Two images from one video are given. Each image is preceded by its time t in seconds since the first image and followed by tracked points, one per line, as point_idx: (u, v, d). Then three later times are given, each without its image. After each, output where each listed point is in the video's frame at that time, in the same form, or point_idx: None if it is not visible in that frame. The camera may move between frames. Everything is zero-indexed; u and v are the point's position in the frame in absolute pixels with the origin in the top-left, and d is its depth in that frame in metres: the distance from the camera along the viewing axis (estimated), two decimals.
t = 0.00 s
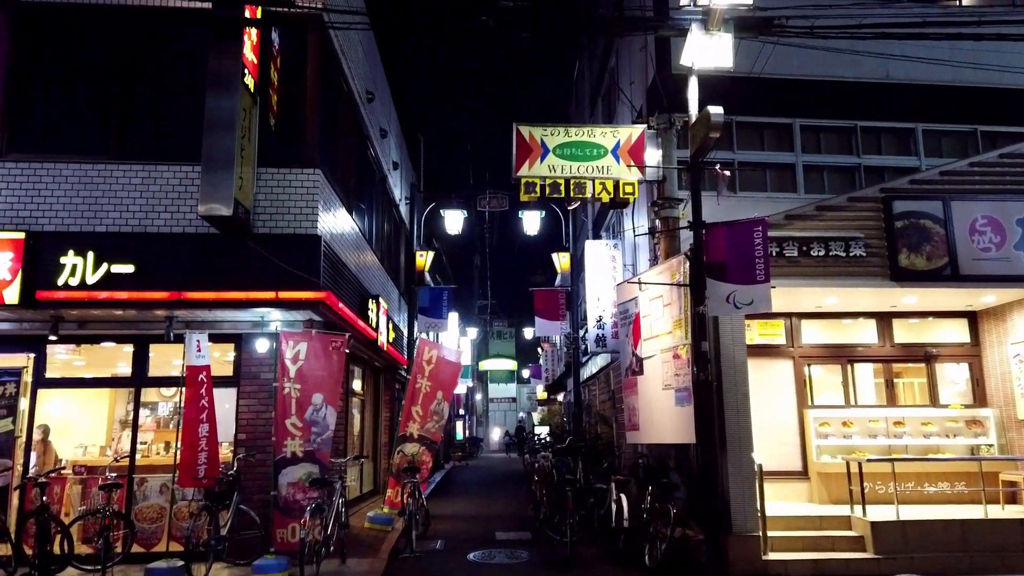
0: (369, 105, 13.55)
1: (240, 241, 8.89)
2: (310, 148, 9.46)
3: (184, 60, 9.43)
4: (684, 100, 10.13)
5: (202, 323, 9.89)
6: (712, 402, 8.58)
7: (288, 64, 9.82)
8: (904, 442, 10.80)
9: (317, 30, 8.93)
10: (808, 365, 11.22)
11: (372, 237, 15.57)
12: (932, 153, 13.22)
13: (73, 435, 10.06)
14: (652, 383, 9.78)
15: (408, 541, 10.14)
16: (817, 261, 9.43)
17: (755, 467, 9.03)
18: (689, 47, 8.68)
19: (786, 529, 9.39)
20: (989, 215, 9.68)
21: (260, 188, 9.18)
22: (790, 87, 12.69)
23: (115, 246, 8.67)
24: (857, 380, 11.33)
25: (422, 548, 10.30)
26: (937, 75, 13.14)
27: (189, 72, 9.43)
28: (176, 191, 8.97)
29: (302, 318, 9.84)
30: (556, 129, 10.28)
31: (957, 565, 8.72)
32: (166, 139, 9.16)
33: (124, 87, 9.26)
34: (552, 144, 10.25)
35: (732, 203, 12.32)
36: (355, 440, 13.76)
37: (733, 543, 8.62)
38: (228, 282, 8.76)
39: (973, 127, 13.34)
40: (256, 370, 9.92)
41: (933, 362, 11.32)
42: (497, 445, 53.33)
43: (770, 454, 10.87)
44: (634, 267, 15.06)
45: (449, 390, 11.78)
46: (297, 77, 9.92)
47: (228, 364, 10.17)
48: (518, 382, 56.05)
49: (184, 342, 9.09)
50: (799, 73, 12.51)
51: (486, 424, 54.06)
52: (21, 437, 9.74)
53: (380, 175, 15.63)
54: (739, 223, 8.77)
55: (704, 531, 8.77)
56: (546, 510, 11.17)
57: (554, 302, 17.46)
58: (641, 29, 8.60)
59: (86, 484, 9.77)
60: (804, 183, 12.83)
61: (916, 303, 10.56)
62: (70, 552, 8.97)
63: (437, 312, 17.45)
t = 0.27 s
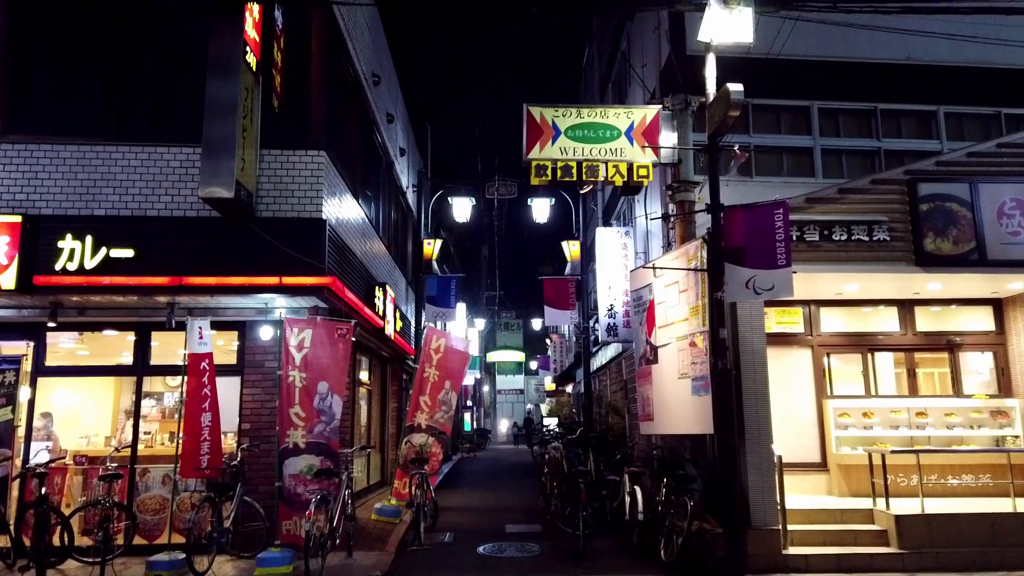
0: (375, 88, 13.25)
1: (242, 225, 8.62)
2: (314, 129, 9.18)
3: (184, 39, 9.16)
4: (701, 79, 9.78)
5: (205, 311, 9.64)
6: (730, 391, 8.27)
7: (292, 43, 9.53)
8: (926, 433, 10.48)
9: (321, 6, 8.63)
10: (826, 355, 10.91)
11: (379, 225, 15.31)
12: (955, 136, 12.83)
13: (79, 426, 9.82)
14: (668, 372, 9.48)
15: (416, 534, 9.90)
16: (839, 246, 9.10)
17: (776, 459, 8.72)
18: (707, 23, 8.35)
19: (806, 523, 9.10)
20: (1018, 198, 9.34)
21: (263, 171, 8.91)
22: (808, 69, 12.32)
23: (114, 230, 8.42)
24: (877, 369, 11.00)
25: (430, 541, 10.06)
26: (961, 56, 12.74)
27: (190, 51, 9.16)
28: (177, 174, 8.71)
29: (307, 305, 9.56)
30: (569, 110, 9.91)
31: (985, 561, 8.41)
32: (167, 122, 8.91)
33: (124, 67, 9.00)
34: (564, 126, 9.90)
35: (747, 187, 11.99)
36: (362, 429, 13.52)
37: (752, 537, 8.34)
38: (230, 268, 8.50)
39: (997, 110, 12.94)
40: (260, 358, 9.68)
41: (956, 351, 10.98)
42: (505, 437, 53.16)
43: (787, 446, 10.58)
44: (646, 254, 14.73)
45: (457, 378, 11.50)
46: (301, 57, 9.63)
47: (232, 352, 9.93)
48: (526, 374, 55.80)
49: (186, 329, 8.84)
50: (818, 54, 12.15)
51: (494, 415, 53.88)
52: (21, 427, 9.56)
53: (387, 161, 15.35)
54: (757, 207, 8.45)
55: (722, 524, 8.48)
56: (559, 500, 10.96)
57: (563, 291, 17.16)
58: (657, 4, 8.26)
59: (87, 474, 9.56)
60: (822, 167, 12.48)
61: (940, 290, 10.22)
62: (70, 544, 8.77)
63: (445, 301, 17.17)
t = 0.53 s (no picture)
0: (377, 75, 12.91)
1: (238, 213, 8.30)
2: (313, 115, 8.85)
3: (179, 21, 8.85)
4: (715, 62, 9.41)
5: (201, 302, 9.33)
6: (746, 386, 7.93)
7: (290, 26, 9.20)
8: (946, 430, 10.14)
9: None
10: (842, 349, 10.56)
11: (381, 216, 15.00)
12: (974, 123, 12.44)
13: (81, 421, 9.58)
14: (680, 366, 9.13)
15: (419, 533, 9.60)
16: (859, 235, 8.75)
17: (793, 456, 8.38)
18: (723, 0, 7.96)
19: (823, 523, 8.77)
20: None
21: (259, 157, 8.59)
22: (824, 53, 11.93)
23: (105, 219, 8.12)
24: (895, 363, 10.64)
25: (434, 540, 9.76)
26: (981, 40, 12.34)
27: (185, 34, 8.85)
28: (170, 160, 8.39)
29: (306, 297, 9.24)
30: (577, 94, 9.57)
31: (1011, 563, 8.07)
32: (160, 106, 8.59)
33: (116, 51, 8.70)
34: (572, 111, 9.56)
35: (760, 176, 11.63)
36: (364, 426, 13.23)
37: (768, 539, 8.00)
38: (226, 258, 8.18)
39: (1018, 96, 12.54)
40: (258, 352, 9.38)
41: (977, 344, 10.62)
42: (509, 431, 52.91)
43: (802, 442, 10.25)
44: (655, 245, 14.38)
45: (462, 373, 11.18)
46: (299, 40, 9.30)
47: (229, 345, 9.63)
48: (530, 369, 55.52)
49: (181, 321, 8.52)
50: (834, 38, 11.77)
51: (498, 410, 53.61)
52: (12, 423, 9.27)
53: (389, 151, 15.01)
54: (774, 194, 8.08)
55: (737, 525, 8.12)
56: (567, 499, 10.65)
57: (570, 284, 16.83)
58: None
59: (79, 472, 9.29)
60: (837, 155, 12.12)
61: (961, 282, 9.86)
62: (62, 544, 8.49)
63: (450, 294, 16.86)
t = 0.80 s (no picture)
0: (373, 57, 12.52)
1: (225, 195, 7.93)
2: (304, 93, 8.47)
3: None
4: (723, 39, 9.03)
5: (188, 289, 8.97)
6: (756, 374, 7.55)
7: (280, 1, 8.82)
8: (962, 422, 9.78)
9: None
10: (854, 338, 10.20)
11: (379, 204, 14.64)
12: (989, 107, 12.05)
13: (74, 413, 9.26)
14: (687, 356, 8.76)
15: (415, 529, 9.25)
16: (874, 218, 8.39)
17: (805, 448, 8.02)
18: None
19: (836, 518, 8.42)
20: None
21: (247, 136, 8.21)
22: (834, 34, 11.54)
23: (86, 201, 7.75)
24: (908, 353, 10.28)
25: (431, 536, 9.42)
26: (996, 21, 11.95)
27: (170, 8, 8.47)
28: (154, 139, 8.02)
29: (297, 284, 8.88)
30: (580, 73, 9.19)
31: None
32: (144, 84, 8.21)
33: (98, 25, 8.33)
34: (575, 90, 9.18)
35: (768, 161, 11.24)
36: (360, 419, 12.89)
37: (780, 535, 7.66)
38: (213, 242, 7.82)
39: None
40: (249, 341, 9.03)
41: (994, 334, 10.25)
42: (510, 426, 52.63)
43: (812, 435, 9.91)
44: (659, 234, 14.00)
45: (460, 364, 10.83)
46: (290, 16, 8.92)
47: (218, 335, 9.28)
48: (531, 363, 55.21)
49: (166, 308, 8.15)
50: (845, 17, 11.38)
51: (499, 405, 53.32)
52: None
53: (387, 137, 14.63)
54: (786, 174, 7.72)
55: (747, 521, 7.79)
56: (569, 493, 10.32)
57: (571, 274, 16.46)
58: None
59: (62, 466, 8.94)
60: (848, 140, 11.75)
61: (978, 268, 9.49)
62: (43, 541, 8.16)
63: (449, 284, 16.51)
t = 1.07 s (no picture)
0: (368, 45, 12.12)
1: (211, 185, 7.57)
2: (294, 78, 8.09)
3: None
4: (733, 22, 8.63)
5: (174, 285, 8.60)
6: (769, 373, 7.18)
7: None
8: (980, 422, 9.43)
9: None
10: (868, 335, 9.83)
11: (376, 198, 14.27)
12: (1007, 95, 11.65)
13: (67, 413, 8.85)
14: (695, 353, 8.39)
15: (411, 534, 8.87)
16: (891, 210, 8.01)
17: (819, 450, 7.66)
18: None
19: (852, 523, 8.06)
20: None
21: (235, 124, 7.83)
22: (846, 20, 11.14)
23: (65, 192, 7.38)
24: (924, 351, 9.91)
25: (428, 541, 9.06)
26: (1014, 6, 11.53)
27: None
28: (136, 127, 7.64)
29: (288, 278, 8.51)
30: (584, 58, 8.80)
31: None
32: (127, 69, 7.86)
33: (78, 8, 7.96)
34: (578, 76, 8.79)
35: (778, 152, 10.85)
36: (356, 417, 12.53)
37: (794, 541, 7.29)
38: (198, 234, 7.45)
39: None
40: (238, 338, 8.66)
41: (1013, 330, 9.87)
42: (510, 422, 52.30)
43: (824, 435, 9.56)
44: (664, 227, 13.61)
45: (458, 362, 10.45)
46: None
47: (207, 332, 8.91)
48: (532, 360, 54.86)
49: (150, 304, 7.77)
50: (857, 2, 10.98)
51: (500, 401, 53.00)
52: None
53: (383, 129, 14.24)
54: (801, 162, 7.34)
55: (759, 526, 7.45)
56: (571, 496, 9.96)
57: (573, 269, 16.09)
58: None
59: (44, 469, 8.58)
60: (860, 130, 11.35)
61: (998, 262, 9.11)
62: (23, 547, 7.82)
63: (448, 280, 16.12)
